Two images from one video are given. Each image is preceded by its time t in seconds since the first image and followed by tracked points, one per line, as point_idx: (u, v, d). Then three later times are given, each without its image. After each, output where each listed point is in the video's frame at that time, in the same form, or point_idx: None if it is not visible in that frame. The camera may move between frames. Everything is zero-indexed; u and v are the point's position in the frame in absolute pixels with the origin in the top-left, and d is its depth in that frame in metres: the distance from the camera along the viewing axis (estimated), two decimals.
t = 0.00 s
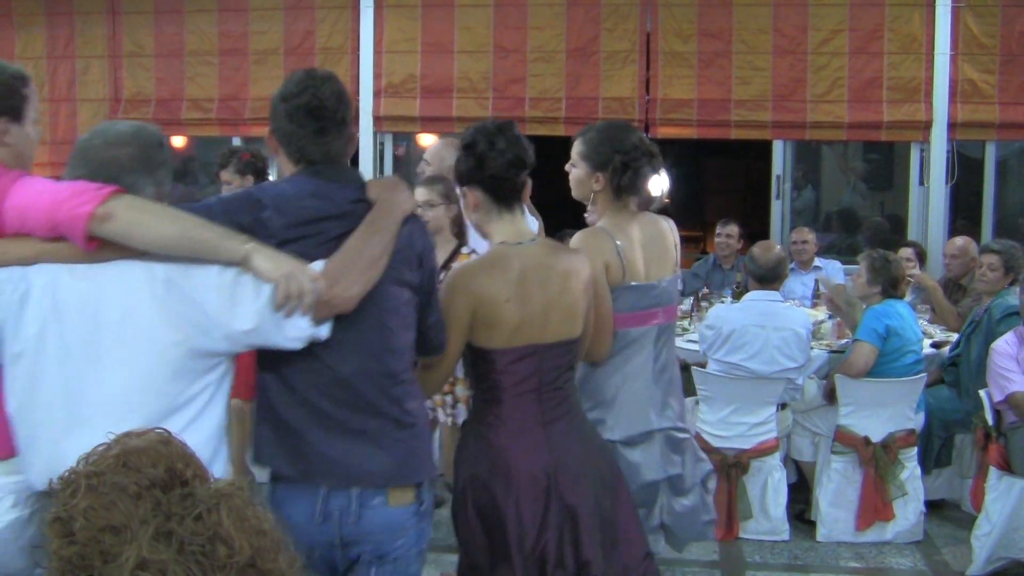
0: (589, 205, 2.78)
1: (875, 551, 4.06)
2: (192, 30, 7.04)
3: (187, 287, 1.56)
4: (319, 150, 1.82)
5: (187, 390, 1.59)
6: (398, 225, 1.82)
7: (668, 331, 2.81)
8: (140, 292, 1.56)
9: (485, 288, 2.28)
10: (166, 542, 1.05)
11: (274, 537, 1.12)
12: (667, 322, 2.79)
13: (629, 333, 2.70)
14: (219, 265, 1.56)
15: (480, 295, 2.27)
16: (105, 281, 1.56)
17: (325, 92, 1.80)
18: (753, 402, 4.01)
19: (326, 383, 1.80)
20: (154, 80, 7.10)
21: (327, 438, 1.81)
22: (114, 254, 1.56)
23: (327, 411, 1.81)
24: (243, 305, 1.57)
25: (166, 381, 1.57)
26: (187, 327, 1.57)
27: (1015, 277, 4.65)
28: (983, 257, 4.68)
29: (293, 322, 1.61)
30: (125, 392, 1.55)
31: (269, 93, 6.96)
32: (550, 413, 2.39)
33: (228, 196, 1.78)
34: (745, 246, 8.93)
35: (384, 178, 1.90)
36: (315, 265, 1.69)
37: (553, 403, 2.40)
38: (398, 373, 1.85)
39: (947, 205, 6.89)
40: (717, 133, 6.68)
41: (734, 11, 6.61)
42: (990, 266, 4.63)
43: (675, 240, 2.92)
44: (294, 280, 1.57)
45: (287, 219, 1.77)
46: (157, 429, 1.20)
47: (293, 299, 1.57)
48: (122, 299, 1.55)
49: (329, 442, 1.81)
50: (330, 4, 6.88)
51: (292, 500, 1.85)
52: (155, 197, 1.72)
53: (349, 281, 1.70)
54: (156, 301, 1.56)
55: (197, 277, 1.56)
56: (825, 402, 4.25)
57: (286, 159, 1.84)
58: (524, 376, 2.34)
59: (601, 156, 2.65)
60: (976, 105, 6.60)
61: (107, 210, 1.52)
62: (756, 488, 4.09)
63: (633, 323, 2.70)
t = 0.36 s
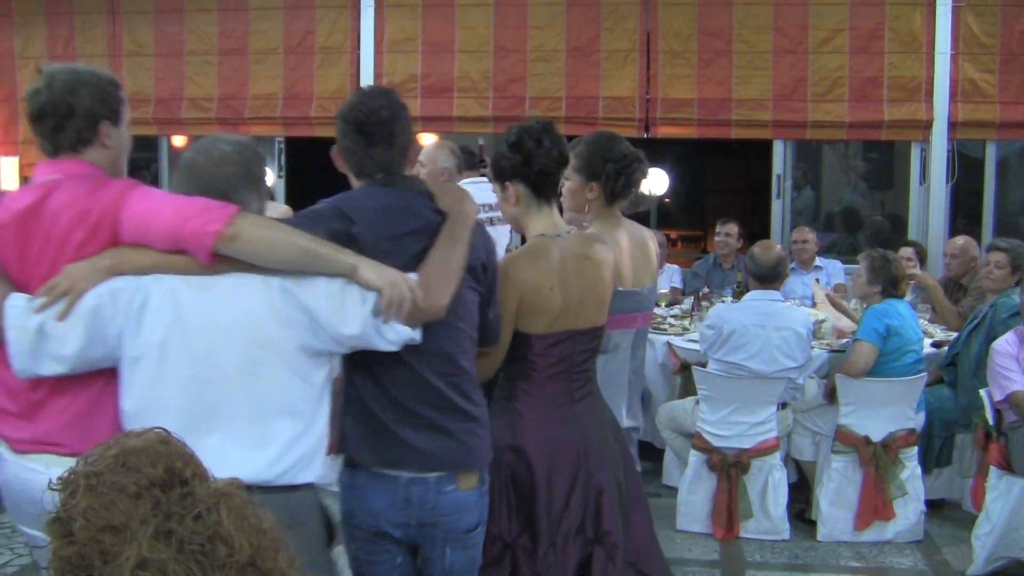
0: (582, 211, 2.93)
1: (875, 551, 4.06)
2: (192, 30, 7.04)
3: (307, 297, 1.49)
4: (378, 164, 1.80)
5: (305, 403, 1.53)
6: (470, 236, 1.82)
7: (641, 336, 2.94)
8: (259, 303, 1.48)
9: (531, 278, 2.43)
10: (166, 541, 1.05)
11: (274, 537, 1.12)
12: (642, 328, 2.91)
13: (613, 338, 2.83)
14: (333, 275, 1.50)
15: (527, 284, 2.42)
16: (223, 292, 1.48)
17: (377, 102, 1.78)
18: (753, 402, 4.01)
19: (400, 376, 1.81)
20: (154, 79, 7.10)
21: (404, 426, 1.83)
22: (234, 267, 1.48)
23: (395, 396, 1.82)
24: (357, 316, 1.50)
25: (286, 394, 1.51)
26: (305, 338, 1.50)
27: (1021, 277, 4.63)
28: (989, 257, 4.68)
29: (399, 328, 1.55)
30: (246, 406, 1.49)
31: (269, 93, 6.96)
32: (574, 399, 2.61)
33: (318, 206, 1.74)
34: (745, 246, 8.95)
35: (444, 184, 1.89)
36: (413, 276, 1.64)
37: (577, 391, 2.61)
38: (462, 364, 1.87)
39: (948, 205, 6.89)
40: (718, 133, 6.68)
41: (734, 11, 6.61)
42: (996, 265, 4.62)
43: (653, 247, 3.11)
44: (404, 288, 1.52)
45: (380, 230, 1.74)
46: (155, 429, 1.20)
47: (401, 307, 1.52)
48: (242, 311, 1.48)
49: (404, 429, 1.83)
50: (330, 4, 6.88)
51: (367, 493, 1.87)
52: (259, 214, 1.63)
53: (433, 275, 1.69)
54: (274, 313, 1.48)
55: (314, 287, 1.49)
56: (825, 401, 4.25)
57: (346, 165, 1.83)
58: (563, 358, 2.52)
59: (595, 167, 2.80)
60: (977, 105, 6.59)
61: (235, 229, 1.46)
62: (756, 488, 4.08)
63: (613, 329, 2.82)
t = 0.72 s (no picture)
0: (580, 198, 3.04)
1: (875, 551, 4.06)
2: (192, 30, 7.05)
3: (413, 285, 1.63)
4: (459, 156, 1.93)
5: (404, 377, 1.68)
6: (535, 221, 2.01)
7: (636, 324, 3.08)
8: (370, 292, 1.60)
9: (563, 262, 2.50)
10: (166, 541, 1.05)
11: (273, 535, 1.13)
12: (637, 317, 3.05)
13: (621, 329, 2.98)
14: (433, 262, 1.64)
15: (568, 273, 2.50)
16: (337, 283, 1.57)
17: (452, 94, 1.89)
18: (752, 403, 4.01)
19: (485, 345, 2.02)
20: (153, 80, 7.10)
21: (490, 390, 2.04)
22: (346, 262, 1.57)
23: (480, 364, 2.02)
24: (455, 298, 1.67)
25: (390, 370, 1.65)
26: (405, 319, 1.65)
27: (1015, 276, 4.66)
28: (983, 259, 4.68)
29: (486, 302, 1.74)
30: (359, 388, 1.61)
31: (269, 93, 6.97)
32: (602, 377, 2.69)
33: (405, 197, 1.88)
34: (745, 246, 8.94)
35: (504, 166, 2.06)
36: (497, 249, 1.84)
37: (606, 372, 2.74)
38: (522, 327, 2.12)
39: (948, 205, 6.89)
40: (717, 133, 6.68)
41: (734, 11, 6.61)
42: (990, 266, 4.64)
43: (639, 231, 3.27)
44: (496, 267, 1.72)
45: (466, 210, 1.91)
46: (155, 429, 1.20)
47: (493, 287, 1.72)
48: (355, 300, 1.58)
49: (490, 393, 2.05)
50: (331, 4, 6.88)
51: (471, 464, 2.06)
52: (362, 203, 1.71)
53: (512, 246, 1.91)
54: (383, 300, 1.61)
55: (416, 276, 1.63)
56: (825, 401, 4.25)
57: (423, 161, 1.94)
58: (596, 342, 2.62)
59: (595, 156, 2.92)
60: (977, 105, 6.60)
61: (362, 228, 1.55)
62: (756, 488, 4.08)
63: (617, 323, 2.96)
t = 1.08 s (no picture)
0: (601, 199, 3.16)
1: (878, 551, 4.06)
2: (195, 30, 7.05)
3: (455, 272, 1.72)
4: (489, 140, 1.96)
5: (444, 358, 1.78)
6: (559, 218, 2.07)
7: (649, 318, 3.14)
8: (415, 280, 1.69)
9: (591, 254, 2.56)
10: (170, 541, 1.05)
11: (277, 536, 1.12)
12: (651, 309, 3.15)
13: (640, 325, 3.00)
14: (474, 251, 1.73)
15: (590, 266, 2.56)
16: (383, 272, 1.67)
17: (473, 77, 1.92)
18: (756, 403, 4.00)
19: (510, 328, 2.04)
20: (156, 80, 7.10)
21: (517, 374, 2.07)
22: (392, 252, 1.68)
23: (508, 346, 2.05)
24: (494, 284, 1.77)
25: (434, 351, 1.75)
26: (447, 304, 1.74)
27: (1013, 276, 4.64)
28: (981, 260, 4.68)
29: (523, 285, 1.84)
30: (407, 369, 1.71)
31: (273, 93, 6.97)
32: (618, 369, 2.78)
33: (440, 185, 1.88)
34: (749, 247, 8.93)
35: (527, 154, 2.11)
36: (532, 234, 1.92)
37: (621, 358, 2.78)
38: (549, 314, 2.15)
39: (951, 205, 6.88)
40: (721, 133, 6.68)
41: (737, 11, 6.60)
42: (988, 267, 4.63)
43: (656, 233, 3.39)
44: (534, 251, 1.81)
45: (501, 199, 1.94)
46: (159, 429, 1.19)
47: (530, 271, 1.81)
48: (399, 287, 1.68)
49: (518, 378, 2.07)
50: (334, 4, 6.87)
51: (497, 446, 2.08)
52: (395, 187, 1.81)
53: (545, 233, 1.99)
54: (426, 287, 1.71)
55: (459, 264, 1.72)
56: (828, 401, 4.24)
57: (452, 146, 1.96)
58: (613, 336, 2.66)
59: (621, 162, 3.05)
60: (979, 105, 6.61)
61: (409, 220, 1.64)
62: (759, 489, 4.08)
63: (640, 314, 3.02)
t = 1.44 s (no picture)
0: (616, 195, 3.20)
1: (879, 551, 4.05)
2: (195, 30, 7.04)
3: (446, 270, 1.74)
4: (494, 132, 1.96)
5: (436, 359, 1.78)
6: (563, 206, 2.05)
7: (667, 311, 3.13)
8: (407, 278, 1.71)
9: (605, 248, 2.58)
10: (170, 541, 1.05)
11: (276, 536, 1.12)
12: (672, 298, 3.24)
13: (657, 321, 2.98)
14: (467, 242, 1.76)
15: (603, 261, 2.58)
16: (376, 268, 1.68)
17: (479, 68, 1.94)
18: (756, 403, 4.00)
19: (511, 326, 2.02)
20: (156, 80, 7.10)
21: (513, 374, 2.06)
22: (384, 245, 1.70)
23: (509, 349, 2.03)
24: (487, 278, 1.79)
25: (426, 353, 1.75)
26: (438, 305, 1.76)
27: (1011, 277, 4.64)
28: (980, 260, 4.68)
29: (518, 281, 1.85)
30: (399, 370, 1.71)
31: (273, 93, 6.97)
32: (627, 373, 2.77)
33: (435, 176, 1.88)
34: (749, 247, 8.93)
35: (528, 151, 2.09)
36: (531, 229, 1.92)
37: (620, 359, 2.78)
38: (554, 314, 2.13)
39: (950, 205, 6.88)
40: (721, 133, 6.68)
41: (738, 11, 6.60)
42: (985, 267, 4.63)
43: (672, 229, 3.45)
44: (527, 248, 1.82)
45: (499, 194, 1.93)
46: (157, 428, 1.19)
47: (526, 265, 1.83)
48: (392, 286, 1.69)
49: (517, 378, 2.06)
50: (334, 4, 6.87)
51: (497, 442, 2.08)
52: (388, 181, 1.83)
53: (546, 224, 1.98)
54: (418, 286, 1.72)
55: (451, 258, 1.74)
56: (828, 401, 4.24)
57: (458, 137, 1.97)
58: (626, 330, 2.67)
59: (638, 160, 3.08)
60: (979, 106, 6.61)
61: (406, 206, 1.66)
62: (759, 489, 4.07)
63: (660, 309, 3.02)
